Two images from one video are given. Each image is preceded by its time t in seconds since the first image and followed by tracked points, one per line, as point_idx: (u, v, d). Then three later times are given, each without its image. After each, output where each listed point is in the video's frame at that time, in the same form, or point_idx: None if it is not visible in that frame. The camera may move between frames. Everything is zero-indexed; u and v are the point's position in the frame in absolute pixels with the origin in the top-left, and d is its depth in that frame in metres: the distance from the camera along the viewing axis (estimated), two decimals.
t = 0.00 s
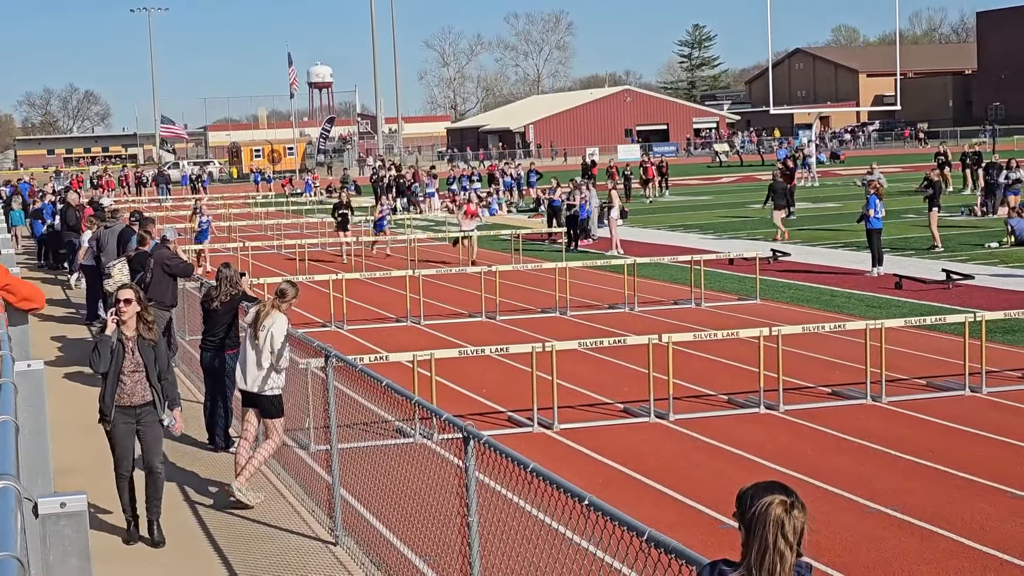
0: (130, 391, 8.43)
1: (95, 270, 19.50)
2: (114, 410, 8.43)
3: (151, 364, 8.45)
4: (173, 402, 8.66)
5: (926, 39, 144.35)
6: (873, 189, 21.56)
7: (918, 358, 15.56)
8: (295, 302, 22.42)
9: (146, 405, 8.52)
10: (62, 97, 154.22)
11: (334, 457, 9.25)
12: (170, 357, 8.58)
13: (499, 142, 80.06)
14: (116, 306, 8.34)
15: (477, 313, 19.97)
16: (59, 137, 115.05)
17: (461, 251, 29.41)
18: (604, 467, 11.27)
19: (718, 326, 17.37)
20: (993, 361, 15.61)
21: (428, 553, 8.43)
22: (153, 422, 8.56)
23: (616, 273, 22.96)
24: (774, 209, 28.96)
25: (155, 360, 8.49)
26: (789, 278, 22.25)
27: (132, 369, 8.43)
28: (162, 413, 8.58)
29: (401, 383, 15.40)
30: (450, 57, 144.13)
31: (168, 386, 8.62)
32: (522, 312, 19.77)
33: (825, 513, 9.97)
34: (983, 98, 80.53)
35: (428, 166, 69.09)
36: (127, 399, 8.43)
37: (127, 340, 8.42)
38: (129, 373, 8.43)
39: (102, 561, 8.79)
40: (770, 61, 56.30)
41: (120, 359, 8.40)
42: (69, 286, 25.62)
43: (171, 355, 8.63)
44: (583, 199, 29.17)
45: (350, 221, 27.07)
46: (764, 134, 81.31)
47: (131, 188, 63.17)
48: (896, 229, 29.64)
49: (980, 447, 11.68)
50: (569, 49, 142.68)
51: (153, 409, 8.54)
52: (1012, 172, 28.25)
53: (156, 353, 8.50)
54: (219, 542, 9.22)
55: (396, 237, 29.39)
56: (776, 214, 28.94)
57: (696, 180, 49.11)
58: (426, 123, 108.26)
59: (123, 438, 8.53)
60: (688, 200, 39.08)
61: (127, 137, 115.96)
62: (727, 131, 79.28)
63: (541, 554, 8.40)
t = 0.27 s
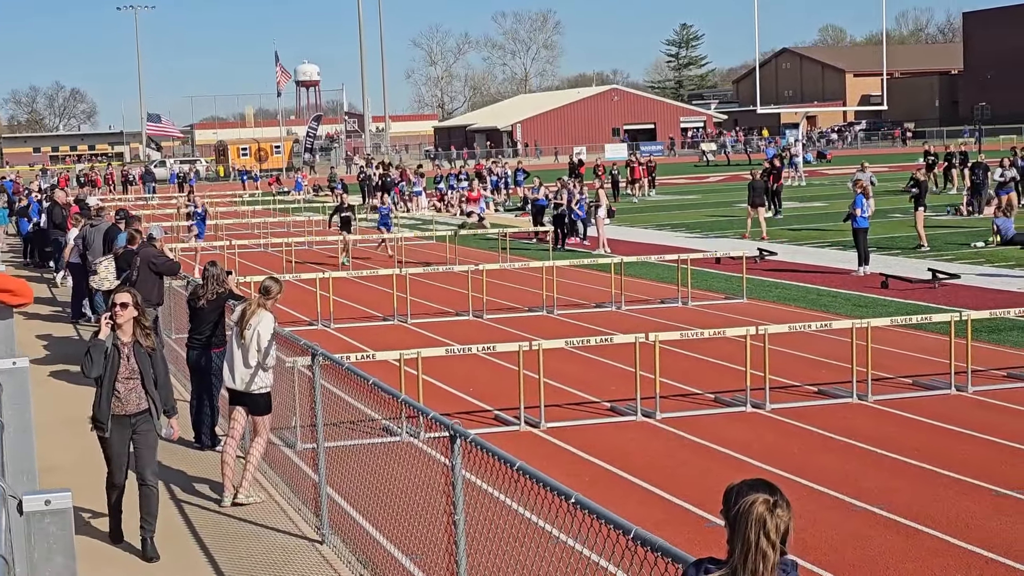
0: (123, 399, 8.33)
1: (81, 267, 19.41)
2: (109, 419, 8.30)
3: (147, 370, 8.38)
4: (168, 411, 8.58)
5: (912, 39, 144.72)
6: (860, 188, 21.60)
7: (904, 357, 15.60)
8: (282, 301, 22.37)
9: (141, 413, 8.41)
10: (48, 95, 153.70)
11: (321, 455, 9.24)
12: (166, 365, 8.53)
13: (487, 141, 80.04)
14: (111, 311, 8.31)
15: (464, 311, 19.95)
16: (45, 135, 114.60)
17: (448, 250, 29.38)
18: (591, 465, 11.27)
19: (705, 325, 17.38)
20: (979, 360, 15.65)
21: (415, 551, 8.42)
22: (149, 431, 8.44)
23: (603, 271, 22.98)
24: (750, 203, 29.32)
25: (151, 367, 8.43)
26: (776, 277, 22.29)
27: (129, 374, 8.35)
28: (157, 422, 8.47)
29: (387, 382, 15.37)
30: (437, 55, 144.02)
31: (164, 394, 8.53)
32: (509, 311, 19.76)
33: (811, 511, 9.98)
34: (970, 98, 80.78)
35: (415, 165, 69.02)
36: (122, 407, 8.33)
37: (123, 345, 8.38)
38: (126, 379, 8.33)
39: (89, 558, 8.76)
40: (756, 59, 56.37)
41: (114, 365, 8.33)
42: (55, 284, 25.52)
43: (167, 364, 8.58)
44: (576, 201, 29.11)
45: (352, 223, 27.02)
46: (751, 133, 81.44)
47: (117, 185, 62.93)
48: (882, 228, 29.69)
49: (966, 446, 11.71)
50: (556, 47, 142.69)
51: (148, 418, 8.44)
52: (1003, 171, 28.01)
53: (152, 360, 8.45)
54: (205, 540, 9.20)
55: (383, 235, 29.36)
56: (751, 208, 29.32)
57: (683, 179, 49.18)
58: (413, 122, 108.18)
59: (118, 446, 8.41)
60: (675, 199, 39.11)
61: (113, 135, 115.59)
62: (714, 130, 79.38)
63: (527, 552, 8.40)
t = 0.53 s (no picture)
0: (110, 401, 8.13)
1: (63, 266, 19.32)
2: (95, 422, 8.14)
3: (135, 373, 8.16)
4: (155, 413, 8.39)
5: (895, 40, 145.21)
6: (842, 188, 21.63)
7: (886, 357, 15.63)
8: (264, 300, 22.31)
9: (127, 416, 8.25)
10: (29, 94, 152.97)
11: (302, 454, 9.20)
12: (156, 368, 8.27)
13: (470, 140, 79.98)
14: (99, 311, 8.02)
15: (447, 310, 19.91)
16: (26, 134, 114.06)
17: (431, 249, 29.33)
18: (574, 465, 11.25)
19: (687, 324, 17.39)
20: (960, 360, 15.70)
21: (396, 550, 8.41)
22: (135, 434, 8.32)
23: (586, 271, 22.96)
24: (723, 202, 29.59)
25: (139, 369, 8.19)
26: (758, 277, 22.32)
27: (115, 378, 8.13)
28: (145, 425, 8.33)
29: (369, 381, 15.32)
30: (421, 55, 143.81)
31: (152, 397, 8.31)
32: (492, 310, 19.73)
33: (792, 510, 9.98)
34: (952, 99, 81.09)
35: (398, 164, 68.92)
36: (108, 409, 8.14)
37: (109, 346, 8.12)
38: (112, 383, 8.12)
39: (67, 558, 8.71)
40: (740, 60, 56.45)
41: (100, 367, 8.12)
42: (35, 282, 25.39)
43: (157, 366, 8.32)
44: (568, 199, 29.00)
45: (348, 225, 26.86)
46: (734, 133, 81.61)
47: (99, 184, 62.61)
48: (864, 228, 29.76)
49: (947, 445, 11.75)
50: (540, 47, 142.75)
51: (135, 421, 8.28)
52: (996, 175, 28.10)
53: (140, 362, 8.20)
54: (185, 539, 9.16)
55: (366, 234, 29.27)
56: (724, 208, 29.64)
57: (666, 179, 49.22)
58: (397, 121, 108.01)
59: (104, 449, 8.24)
60: (658, 199, 39.15)
61: (95, 134, 115.06)
62: (697, 130, 79.52)
63: (507, 551, 8.38)
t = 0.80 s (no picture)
0: (98, 408, 7.70)
1: (45, 262, 19.20)
2: (82, 431, 7.67)
3: (121, 379, 7.76)
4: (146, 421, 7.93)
5: (879, 38, 145.74)
6: (825, 186, 21.68)
7: (869, 355, 15.67)
8: (247, 297, 22.25)
9: (116, 425, 7.79)
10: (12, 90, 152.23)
11: (284, 451, 9.16)
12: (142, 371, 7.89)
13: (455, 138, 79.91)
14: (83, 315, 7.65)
15: (430, 308, 19.88)
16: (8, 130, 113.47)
17: (414, 247, 29.30)
18: (557, 462, 11.24)
19: (671, 322, 17.41)
20: (943, 357, 15.74)
21: (379, 547, 8.37)
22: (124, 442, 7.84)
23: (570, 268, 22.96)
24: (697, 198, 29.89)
25: (125, 374, 7.79)
26: (741, 275, 22.36)
27: (101, 384, 7.72)
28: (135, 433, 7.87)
29: (352, 378, 15.28)
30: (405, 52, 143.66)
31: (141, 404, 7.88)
32: (475, 307, 19.70)
33: (776, 508, 9.98)
34: (935, 97, 81.45)
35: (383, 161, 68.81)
36: (96, 417, 7.70)
37: (94, 351, 7.73)
38: (98, 390, 7.70)
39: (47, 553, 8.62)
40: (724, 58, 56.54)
41: (85, 373, 7.71)
42: (17, 279, 25.25)
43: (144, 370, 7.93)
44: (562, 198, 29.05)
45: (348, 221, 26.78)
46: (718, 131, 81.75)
47: (82, 180, 62.30)
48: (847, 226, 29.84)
49: (929, 442, 11.78)
50: (524, 44, 142.74)
51: (124, 429, 7.83)
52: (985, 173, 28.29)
53: (126, 367, 7.79)
54: (168, 538, 9.09)
55: (350, 231, 29.21)
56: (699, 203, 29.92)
57: (650, 177, 49.31)
58: (381, 118, 107.90)
59: (92, 462, 7.75)
60: (642, 196, 39.19)
61: (78, 130, 114.59)
62: (681, 128, 79.63)
63: (489, 548, 8.36)
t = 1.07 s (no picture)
0: (87, 413, 7.42)
1: (30, 260, 19.10)
2: (71, 436, 7.41)
3: (114, 383, 7.46)
4: (138, 422, 7.67)
5: (865, 36, 146.20)
6: (810, 184, 21.72)
7: (853, 352, 15.70)
8: (232, 296, 22.19)
9: (107, 428, 7.52)
10: None
11: (270, 449, 9.10)
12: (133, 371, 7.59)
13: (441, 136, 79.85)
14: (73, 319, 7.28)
15: (416, 306, 19.85)
16: None
17: (400, 245, 29.27)
18: (542, 460, 11.22)
19: (656, 320, 17.41)
20: (928, 356, 15.77)
21: (364, 546, 8.34)
22: (116, 447, 7.56)
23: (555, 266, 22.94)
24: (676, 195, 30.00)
25: (117, 376, 7.49)
26: (727, 273, 22.38)
27: (93, 388, 7.43)
28: (126, 435, 7.60)
29: (337, 376, 15.25)
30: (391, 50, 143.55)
31: (132, 404, 7.61)
32: (461, 305, 19.68)
33: (761, 506, 9.97)
34: (920, 96, 81.72)
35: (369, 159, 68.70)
36: (86, 422, 7.42)
37: (83, 354, 7.38)
38: (90, 395, 7.41)
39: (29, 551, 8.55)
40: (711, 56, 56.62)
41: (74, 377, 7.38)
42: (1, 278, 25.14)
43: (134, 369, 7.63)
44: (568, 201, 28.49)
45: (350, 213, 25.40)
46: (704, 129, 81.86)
47: (67, 178, 62.06)
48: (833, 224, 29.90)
49: (915, 439, 11.81)
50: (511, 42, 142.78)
51: (115, 432, 7.55)
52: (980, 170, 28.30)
53: (117, 367, 7.49)
54: (152, 536, 9.04)
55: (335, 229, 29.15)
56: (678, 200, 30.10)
57: (636, 175, 49.34)
58: (366, 116, 107.68)
59: (82, 467, 7.49)
60: (628, 194, 39.23)
61: (63, 129, 114.20)
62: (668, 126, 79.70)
63: (474, 546, 8.34)
